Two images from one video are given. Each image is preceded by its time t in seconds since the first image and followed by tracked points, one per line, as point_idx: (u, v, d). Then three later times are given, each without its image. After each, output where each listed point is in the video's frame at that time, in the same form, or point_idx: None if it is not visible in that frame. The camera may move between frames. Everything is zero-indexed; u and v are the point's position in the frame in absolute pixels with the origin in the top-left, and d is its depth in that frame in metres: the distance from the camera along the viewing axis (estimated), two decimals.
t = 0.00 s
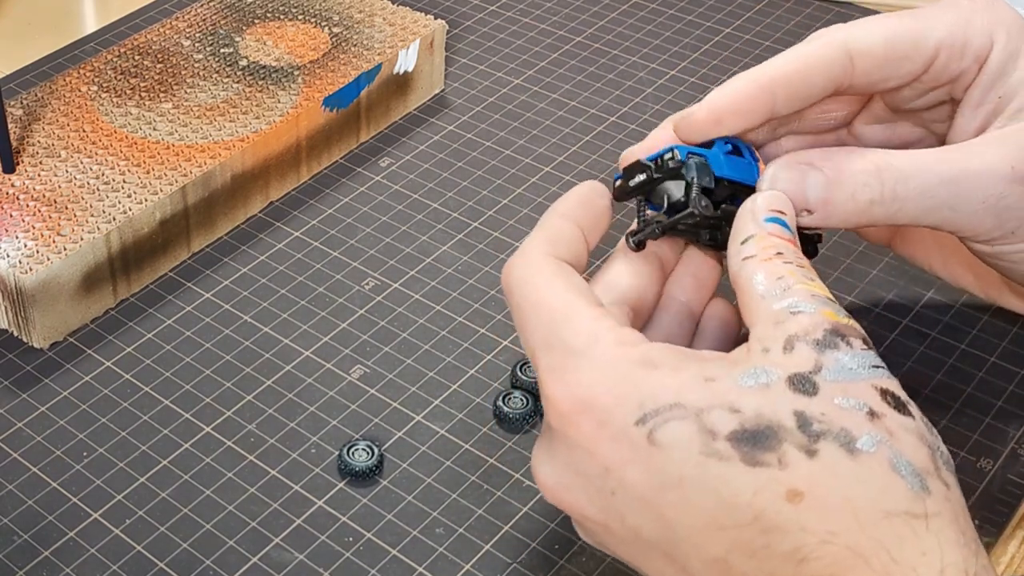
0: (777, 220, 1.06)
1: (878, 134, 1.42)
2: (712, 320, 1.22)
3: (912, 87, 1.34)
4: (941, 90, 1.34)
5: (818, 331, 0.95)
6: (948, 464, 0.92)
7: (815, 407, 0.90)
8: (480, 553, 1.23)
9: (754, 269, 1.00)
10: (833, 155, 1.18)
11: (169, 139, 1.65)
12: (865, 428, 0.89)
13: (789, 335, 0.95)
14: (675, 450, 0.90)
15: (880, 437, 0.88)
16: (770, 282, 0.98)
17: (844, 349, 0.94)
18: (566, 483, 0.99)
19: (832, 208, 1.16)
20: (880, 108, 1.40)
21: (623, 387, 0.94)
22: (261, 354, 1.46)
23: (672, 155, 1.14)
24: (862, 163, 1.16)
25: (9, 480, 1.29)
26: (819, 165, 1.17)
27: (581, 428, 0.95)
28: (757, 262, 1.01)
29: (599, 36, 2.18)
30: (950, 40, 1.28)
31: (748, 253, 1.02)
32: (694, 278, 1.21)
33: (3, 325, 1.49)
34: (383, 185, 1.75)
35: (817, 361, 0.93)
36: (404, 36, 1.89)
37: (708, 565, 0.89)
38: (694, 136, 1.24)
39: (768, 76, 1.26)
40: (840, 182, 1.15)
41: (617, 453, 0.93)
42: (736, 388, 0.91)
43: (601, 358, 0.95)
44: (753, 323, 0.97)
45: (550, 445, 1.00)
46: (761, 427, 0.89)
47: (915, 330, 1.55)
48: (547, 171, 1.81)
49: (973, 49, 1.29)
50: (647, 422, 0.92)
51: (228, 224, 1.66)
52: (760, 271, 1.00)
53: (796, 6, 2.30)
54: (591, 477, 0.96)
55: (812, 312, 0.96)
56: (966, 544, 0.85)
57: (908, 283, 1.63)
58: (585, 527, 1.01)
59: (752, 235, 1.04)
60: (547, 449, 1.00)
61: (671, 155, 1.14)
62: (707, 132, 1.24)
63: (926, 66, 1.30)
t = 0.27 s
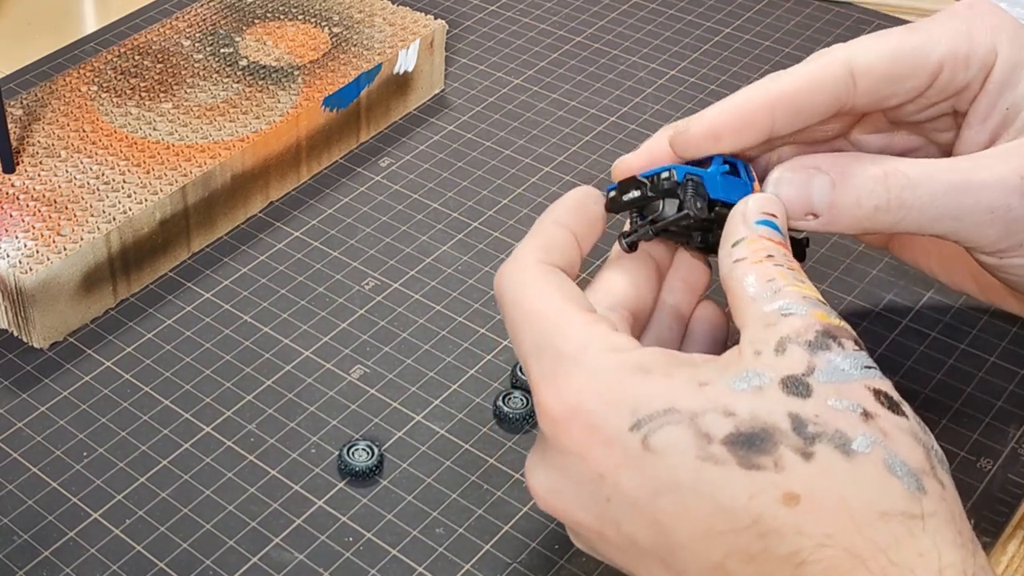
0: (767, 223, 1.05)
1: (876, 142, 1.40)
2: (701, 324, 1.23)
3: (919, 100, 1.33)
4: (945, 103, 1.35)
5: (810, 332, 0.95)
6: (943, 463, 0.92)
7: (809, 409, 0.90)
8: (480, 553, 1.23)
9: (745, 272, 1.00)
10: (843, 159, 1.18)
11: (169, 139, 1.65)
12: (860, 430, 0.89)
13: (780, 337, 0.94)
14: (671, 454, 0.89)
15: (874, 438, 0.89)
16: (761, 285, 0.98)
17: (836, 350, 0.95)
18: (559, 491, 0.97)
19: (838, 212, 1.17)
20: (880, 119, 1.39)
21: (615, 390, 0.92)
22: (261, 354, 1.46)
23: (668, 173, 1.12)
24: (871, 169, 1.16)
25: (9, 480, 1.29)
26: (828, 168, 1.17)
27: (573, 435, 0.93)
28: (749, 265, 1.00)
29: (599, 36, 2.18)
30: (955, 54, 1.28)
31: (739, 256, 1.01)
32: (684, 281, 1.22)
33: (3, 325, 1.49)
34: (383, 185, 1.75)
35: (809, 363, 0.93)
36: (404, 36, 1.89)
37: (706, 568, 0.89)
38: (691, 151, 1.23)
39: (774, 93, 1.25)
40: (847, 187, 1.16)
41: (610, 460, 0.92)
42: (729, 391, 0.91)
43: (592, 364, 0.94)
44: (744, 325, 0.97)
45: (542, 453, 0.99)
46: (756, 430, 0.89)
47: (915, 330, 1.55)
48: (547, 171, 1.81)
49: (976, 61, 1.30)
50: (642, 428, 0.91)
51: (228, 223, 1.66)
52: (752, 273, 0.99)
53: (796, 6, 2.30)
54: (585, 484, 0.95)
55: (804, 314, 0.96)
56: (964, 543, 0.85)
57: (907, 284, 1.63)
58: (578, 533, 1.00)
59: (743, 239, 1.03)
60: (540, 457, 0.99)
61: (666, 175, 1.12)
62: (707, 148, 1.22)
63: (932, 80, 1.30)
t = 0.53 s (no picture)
0: (766, 219, 1.05)
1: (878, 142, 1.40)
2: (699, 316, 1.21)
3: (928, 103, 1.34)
4: (953, 108, 1.36)
5: (810, 334, 0.95)
6: (942, 464, 0.92)
7: (808, 411, 0.90)
8: (480, 553, 1.23)
9: (744, 271, 1.00)
10: (851, 167, 1.20)
11: (169, 139, 1.65)
12: (859, 431, 0.89)
13: (779, 339, 0.94)
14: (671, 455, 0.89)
15: (874, 439, 0.88)
16: (760, 285, 0.98)
17: (836, 352, 0.95)
18: (558, 490, 0.98)
19: (841, 220, 1.19)
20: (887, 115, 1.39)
21: (614, 391, 0.93)
22: (261, 354, 1.46)
23: (673, 173, 1.12)
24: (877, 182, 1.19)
25: (9, 480, 1.29)
26: (835, 176, 1.19)
27: (571, 435, 0.94)
28: (748, 263, 1.00)
29: (598, 36, 2.18)
30: (967, 61, 1.28)
31: (739, 254, 1.02)
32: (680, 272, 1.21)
33: (3, 325, 1.49)
34: (383, 185, 1.75)
35: (808, 365, 0.93)
36: (404, 36, 1.89)
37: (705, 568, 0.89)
38: (693, 150, 1.22)
39: (776, 95, 1.23)
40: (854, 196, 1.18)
41: (610, 461, 0.92)
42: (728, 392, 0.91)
43: (591, 365, 0.95)
44: (743, 326, 0.97)
45: (542, 452, 1.00)
46: (756, 431, 0.89)
47: (915, 330, 1.55)
48: (547, 171, 1.81)
49: (987, 73, 1.30)
50: (641, 429, 0.91)
51: (227, 223, 1.66)
52: (751, 273, 0.99)
53: (796, 6, 2.30)
54: (585, 485, 0.95)
55: (802, 316, 0.96)
56: (964, 543, 0.85)
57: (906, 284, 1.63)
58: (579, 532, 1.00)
59: (742, 236, 1.03)
60: (540, 456, 1.00)
61: (672, 175, 1.12)
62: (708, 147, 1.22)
63: (940, 85, 1.30)
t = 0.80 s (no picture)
0: (803, 202, 1.03)
1: (873, 139, 1.39)
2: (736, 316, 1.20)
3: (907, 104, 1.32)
4: (937, 117, 1.33)
5: (835, 329, 0.92)
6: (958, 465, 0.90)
7: (829, 405, 0.88)
8: (480, 553, 1.23)
9: (774, 256, 0.98)
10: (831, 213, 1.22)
11: (169, 139, 1.65)
12: (879, 427, 0.87)
13: (804, 331, 0.92)
14: (687, 446, 0.88)
15: (893, 437, 0.86)
16: (790, 273, 0.96)
17: (861, 348, 0.92)
18: (570, 473, 0.98)
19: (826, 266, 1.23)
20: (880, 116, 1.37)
21: (634, 378, 0.92)
22: (261, 354, 1.46)
23: (695, 182, 1.10)
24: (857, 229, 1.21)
25: (9, 480, 1.29)
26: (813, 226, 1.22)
27: (590, 419, 0.93)
28: (780, 248, 0.98)
29: (599, 36, 2.18)
30: (953, 69, 1.26)
31: (771, 237, 1.00)
32: (724, 270, 1.18)
33: (3, 325, 1.49)
34: (383, 185, 1.75)
35: (832, 360, 0.91)
36: (404, 36, 1.89)
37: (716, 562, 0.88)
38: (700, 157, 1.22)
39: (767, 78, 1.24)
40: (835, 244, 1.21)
41: (626, 446, 0.91)
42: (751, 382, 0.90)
43: (615, 350, 0.94)
44: (769, 315, 0.95)
45: (558, 434, 0.99)
46: (775, 422, 0.87)
47: (915, 330, 1.55)
48: (547, 171, 1.81)
49: (973, 86, 1.26)
50: (660, 416, 0.90)
51: (227, 224, 1.66)
52: (781, 259, 0.97)
53: (796, 7, 2.30)
54: (598, 469, 0.94)
55: (830, 309, 0.93)
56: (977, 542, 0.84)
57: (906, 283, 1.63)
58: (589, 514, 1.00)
59: (775, 219, 1.01)
60: (555, 438, 1.00)
61: (694, 184, 1.10)
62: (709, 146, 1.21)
63: (922, 85, 1.27)
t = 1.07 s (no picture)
0: (805, 203, 1.06)
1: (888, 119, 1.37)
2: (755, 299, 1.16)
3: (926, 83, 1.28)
4: (955, 100, 1.30)
5: (870, 333, 0.91)
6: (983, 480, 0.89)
7: (863, 410, 0.86)
8: (480, 553, 1.23)
9: (793, 260, 0.98)
10: (852, 172, 1.15)
11: (169, 139, 1.65)
12: (910, 436, 0.85)
13: (840, 335, 0.91)
14: (713, 439, 0.86)
15: (924, 447, 0.85)
16: (812, 274, 0.96)
17: (896, 352, 0.91)
18: (591, 449, 0.95)
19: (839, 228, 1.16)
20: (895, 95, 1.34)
21: (669, 364, 0.89)
22: (261, 354, 1.46)
23: (734, 151, 1.09)
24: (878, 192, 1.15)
25: (9, 480, 1.29)
26: (836, 184, 1.14)
27: (620, 395, 0.91)
28: (796, 250, 0.99)
29: (598, 36, 2.18)
30: (975, 48, 1.22)
31: (785, 240, 1.01)
32: (751, 238, 1.15)
33: (3, 325, 1.49)
34: (383, 185, 1.75)
35: (868, 364, 0.89)
36: (404, 36, 1.89)
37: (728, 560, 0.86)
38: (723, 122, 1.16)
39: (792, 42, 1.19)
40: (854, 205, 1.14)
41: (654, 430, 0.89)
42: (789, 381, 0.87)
43: (654, 330, 0.91)
44: (800, 317, 0.94)
45: (584, 406, 0.97)
46: (807, 424, 0.85)
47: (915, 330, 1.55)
48: (547, 171, 1.81)
49: (994, 68, 1.23)
50: (692, 405, 0.87)
51: (227, 224, 1.66)
52: (801, 261, 0.98)
53: (795, 7, 2.30)
54: (622, 449, 0.92)
55: (862, 312, 0.93)
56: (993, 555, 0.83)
57: (906, 283, 1.63)
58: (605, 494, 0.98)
59: (786, 220, 1.03)
60: (581, 409, 0.97)
61: (734, 152, 1.09)
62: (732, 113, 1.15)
63: (944, 64, 1.24)
